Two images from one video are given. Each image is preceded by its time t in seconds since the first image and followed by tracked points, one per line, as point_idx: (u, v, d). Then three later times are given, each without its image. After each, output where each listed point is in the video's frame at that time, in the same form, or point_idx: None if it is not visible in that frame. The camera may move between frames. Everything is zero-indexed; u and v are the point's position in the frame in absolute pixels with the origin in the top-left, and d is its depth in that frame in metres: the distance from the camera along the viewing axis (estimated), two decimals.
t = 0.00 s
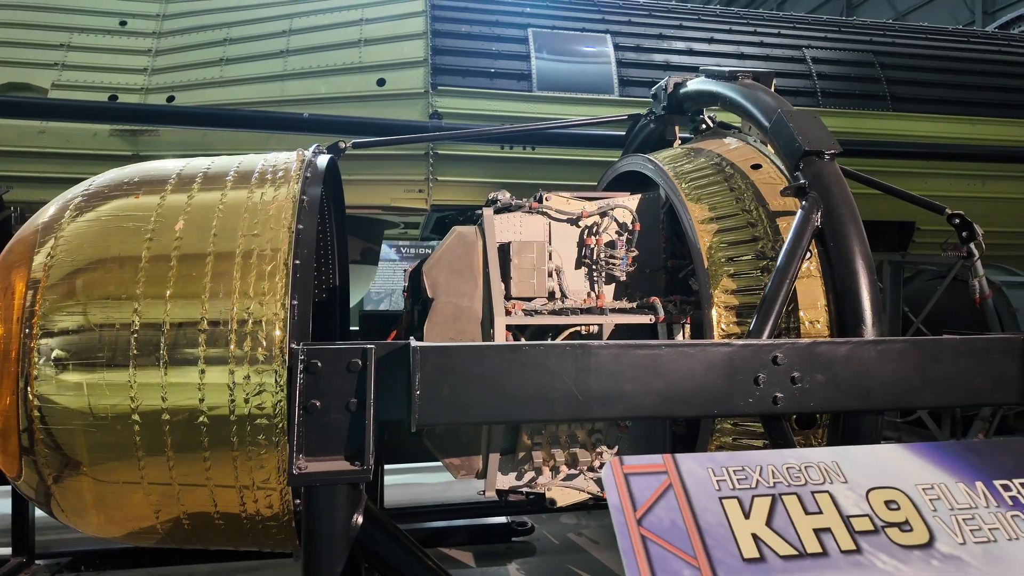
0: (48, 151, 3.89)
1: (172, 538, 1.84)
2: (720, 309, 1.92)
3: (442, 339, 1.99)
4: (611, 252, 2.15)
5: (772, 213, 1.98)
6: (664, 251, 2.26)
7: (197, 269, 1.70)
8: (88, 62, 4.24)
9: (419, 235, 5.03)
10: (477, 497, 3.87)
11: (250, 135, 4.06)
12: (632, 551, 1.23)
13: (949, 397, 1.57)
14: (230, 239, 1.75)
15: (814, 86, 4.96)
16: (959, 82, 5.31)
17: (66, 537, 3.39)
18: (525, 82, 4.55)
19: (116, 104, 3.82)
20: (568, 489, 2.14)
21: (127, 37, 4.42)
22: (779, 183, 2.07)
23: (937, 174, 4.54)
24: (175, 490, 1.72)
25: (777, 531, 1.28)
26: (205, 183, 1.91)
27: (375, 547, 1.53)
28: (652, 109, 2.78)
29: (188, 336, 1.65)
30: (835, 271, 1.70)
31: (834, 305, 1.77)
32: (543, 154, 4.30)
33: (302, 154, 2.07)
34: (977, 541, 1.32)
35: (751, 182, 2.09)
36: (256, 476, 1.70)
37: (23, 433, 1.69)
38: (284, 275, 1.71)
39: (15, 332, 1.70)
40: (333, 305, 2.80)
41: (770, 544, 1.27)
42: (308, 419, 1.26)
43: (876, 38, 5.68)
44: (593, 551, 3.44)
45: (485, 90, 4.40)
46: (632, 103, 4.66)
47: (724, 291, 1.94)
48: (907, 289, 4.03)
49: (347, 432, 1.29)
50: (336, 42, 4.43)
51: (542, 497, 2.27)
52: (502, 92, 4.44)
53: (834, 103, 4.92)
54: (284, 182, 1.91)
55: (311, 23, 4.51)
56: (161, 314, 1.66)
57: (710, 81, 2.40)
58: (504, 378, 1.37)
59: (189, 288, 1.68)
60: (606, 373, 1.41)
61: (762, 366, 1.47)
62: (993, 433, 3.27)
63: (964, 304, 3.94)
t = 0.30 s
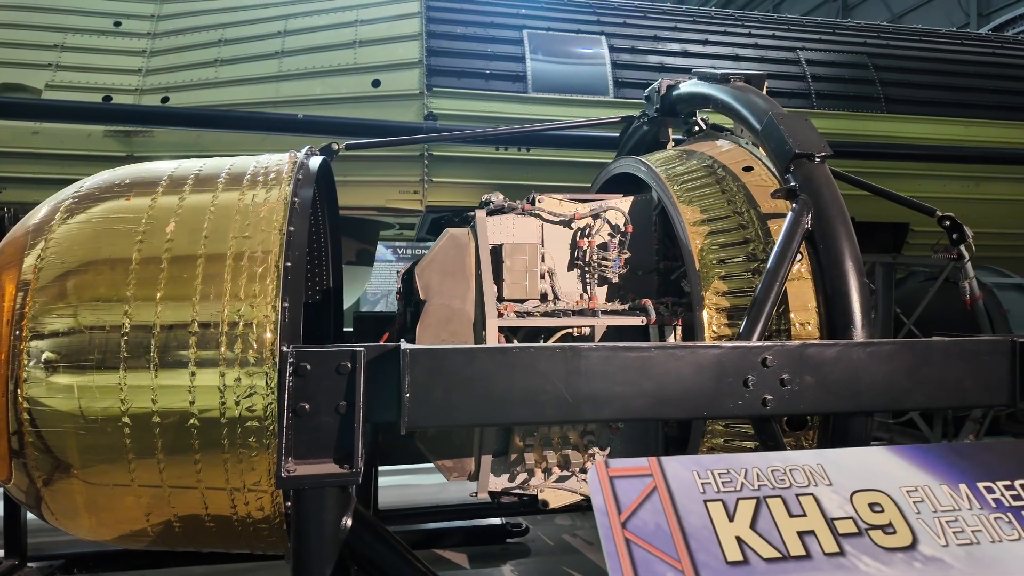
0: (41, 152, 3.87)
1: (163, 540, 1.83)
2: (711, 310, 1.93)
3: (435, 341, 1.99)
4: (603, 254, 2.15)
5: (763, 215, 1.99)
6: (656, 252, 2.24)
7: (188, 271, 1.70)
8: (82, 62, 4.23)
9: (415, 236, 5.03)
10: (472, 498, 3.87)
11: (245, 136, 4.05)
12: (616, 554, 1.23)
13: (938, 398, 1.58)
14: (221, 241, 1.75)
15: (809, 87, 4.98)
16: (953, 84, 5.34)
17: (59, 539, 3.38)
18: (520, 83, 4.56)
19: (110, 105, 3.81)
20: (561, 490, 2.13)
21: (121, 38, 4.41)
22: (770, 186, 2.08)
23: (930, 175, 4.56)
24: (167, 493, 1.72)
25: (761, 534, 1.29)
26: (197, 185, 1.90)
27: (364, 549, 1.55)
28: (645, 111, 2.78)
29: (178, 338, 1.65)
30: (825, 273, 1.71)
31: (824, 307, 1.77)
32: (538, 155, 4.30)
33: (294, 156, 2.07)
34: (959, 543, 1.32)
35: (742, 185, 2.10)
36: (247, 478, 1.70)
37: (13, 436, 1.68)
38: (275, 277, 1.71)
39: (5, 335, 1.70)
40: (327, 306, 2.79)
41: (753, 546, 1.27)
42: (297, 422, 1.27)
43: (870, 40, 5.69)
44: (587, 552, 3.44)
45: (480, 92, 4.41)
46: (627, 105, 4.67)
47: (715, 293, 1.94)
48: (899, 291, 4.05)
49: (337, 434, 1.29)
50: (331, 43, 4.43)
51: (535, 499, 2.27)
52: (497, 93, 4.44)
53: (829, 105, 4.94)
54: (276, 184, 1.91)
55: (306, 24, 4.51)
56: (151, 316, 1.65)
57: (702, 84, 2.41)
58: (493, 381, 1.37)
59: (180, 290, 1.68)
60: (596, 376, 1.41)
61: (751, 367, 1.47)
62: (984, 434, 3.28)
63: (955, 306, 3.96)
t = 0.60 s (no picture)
0: (25, 152, 3.83)
1: (144, 544, 1.81)
2: (695, 311, 1.94)
3: (420, 342, 1.99)
4: (590, 255, 2.14)
5: (746, 217, 2.00)
6: (642, 254, 2.27)
7: (170, 272, 1.69)
8: (68, 61, 4.19)
9: (405, 237, 5.02)
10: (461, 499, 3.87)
11: (233, 137, 4.03)
12: (593, 554, 1.24)
13: (918, 398, 1.60)
14: (204, 242, 1.74)
15: (796, 90, 5.02)
16: (937, 88, 5.40)
17: (43, 543, 3.34)
18: (510, 85, 4.56)
19: (95, 104, 3.78)
20: (547, 491, 2.12)
21: (107, 37, 4.37)
22: (754, 188, 2.09)
23: (914, 177, 4.61)
24: (149, 496, 1.70)
25: (738, 533, 1.30)
26: (180, 186, 1.89)
27: (350, 552, 1.55)
28: (631, 113, 2.79)
29: (160, 340, 1.64)
30: (807, 275, 1.73)
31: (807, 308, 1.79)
32: (527, 157, 4.31)
33: (279, 157, 2.06)
34: (933, 541, 1.34)
35: (726, 187, 2.12)
36: (231, 481, 1.69)
37: None
38: (259, 278, 1.70)
39: None
40: (314, 307, 2.78)
41: (730, 546, 1.28)
42: (279, 424, 1.27)
43: (857, 43, 5.75)
44: (576, 552, 3.45)
45: (469, 93, 4.41)
46: (616, 107, 4.69)
47: (700, 294, 1.96)
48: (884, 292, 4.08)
49: (320, 436, 1.29)
50: (320, 43, 4.42)
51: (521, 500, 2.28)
52: (486, 94, 4.45)
53: (815, 107, 4.98)
54: (260, 185, 1.90)
55: (295, 24, 4.50)
56: (133, 317, 1.64)
57: (688, 86, 2.43)
58: (477, 382, 1.37)
59: (163, 291, 1.67)
60: (579, 377, 1.41)
61: (733, 368, 1.48)
62: (966, 434, 3.32)
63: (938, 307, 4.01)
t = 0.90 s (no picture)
0: None
1: (116, 555, 1.76)
2: (677, 314, 1.95)
3: (403, 346, 1.96)
4: (572, 258, 2.15)
5: (728, 221, 2.01)
6: (625, 256, 2.26)
7: (144, 274, 1.64)
8: (36, 56, 4.07)
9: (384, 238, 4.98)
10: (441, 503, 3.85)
11: (209, 135, 3.95)
12: (585, 564, 1.24)
13: (895, 401, 1.62)
14: (180, 244, 1.69)
15: (773, 95, 5.09)
16: (909, 94, 5.52)
17: (10, 553, 3.23)
18: (491, 86, 4.56)
19: (66, 101, 3.68)
20: (530, 494, 2.13)
21: (78, 32, 4.26)
22: (734, 191, 2.11)
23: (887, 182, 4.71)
24: (121, 505, 1.65)
25: (727, 540, 1.30)
26: (155, 186, 1.84)
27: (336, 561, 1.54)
28: (613, 116, 2.79)
29: (134, 343, 1.59)
30: (788, 278, 1.74)
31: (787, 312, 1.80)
32: (509, 158, 4.30)
33: (258, 156, 2.02)
34: (917, 545, 1.36)
35: (708, 191, 2.13)
36: (208, 488, 1.65)
37: None
38: (237, 281, 1.66)
39: None
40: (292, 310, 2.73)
41: (720, 553, 1.28)
42: (258, 431, 1.22)
43: (832, 49, 5.85)
44: (557, 556, 3.44)
45: (450, 94, 4.39)
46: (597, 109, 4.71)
47: (682, 297, 1.96)
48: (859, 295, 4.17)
49: (300, 444, 1.25)
50: (298, 42, 4.36)
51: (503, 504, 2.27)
52: (468, 95, 4.43)
53: (792, 112, 5.06)
54: (238, 185, 1.86)
55: (273, 22, 4.43)
56: (105, 320, 1.59)
57: (670, 90, 2.44)
58: (461, 387, 1.35)
59: (137, 294, 1.62)
60: (564, 381, 1.40)
61: (717, 371, 1.49)
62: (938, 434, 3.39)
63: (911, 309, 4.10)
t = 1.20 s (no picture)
0: None
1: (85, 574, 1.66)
2: (669, 319, 1.94)
3: (390, 352, 1.91)
4: (561, 262, 2.13)
5: (716, 226, 2.03)
6: (613, 260, 2.25)
7: (120, 278, 1.55)
8: None
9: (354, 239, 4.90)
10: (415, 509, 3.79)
11: (176, 133, 3.81)
12: None
13: (884, 405, 1.65)
14: (158, 246, 1.61)
15: (743, 101, 5.18)
16: (872, 103, 5.70)
17: None
18: (467, 87, 4.51)
19: (21, 94, 3.50)
20: (518, 501, 2.11)
21: (32, 22, 4.06)
22: (722, 196, 2.12)
23: (853, 188, 4.84)
24: (93, 522, 1.56)
25: (757, 552, 1.32)
26: (129, 184, 1.75)
27: None
28: (597, 119, 2.78)
29: (109, 351, 1.50)
30: (779, 283, 1.75)
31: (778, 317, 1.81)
32: (485, 160, 4.26)
33: (238, 155, 1.94)
34: (939, 553, 1.39)
35: (695, 195, 2.14)
36: (189, 503, 1.57)
37: None
38: (220, 285, 1.59)
39: None
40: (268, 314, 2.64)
41: (751, 566, 1.30)
42: (250, 444, 1.17)
43: (798, 58, 5.99)
44: (535, 560, 3.42)
45: (426, 94, 4.33)
46: (573, 113, 4.72)
47: (673, 302, 1.96)
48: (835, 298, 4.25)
49: (295, 457, 1.20)
50: (269, 38, 4.24)
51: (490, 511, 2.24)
52: (444, 96, 4.38)
53: (762, 119, 5.16)
54: (219, 185, 1.78)
55: (242, 16, 4.29)
56: (78, 326, 1.50)
57: (656, 95, 2.44)
58: (462, 396, 1.31)
59: (112, 298, 1.53)
60: (566, 388, 1.38)
61: (716, 377, 1.48)
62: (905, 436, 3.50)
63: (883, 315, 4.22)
